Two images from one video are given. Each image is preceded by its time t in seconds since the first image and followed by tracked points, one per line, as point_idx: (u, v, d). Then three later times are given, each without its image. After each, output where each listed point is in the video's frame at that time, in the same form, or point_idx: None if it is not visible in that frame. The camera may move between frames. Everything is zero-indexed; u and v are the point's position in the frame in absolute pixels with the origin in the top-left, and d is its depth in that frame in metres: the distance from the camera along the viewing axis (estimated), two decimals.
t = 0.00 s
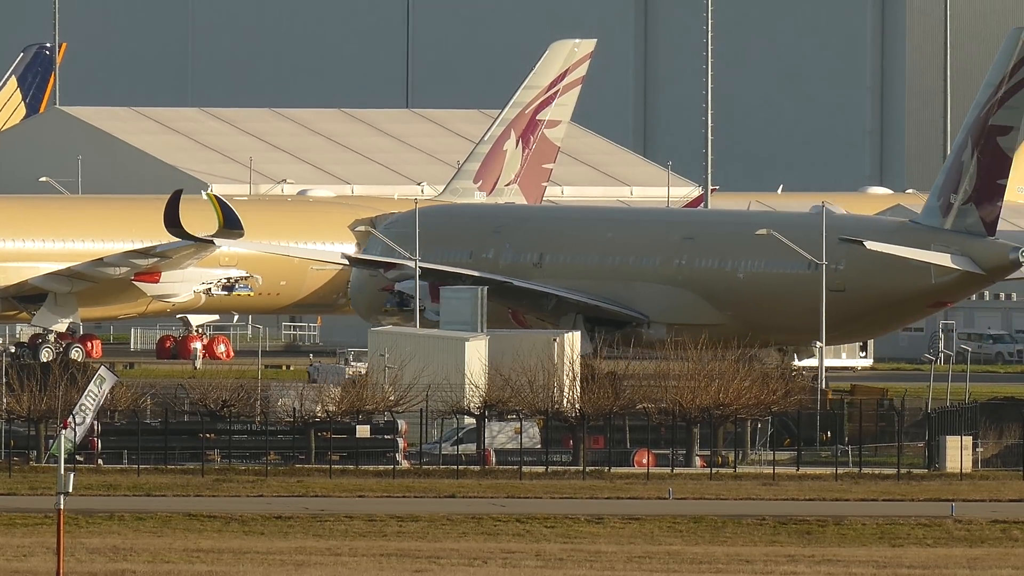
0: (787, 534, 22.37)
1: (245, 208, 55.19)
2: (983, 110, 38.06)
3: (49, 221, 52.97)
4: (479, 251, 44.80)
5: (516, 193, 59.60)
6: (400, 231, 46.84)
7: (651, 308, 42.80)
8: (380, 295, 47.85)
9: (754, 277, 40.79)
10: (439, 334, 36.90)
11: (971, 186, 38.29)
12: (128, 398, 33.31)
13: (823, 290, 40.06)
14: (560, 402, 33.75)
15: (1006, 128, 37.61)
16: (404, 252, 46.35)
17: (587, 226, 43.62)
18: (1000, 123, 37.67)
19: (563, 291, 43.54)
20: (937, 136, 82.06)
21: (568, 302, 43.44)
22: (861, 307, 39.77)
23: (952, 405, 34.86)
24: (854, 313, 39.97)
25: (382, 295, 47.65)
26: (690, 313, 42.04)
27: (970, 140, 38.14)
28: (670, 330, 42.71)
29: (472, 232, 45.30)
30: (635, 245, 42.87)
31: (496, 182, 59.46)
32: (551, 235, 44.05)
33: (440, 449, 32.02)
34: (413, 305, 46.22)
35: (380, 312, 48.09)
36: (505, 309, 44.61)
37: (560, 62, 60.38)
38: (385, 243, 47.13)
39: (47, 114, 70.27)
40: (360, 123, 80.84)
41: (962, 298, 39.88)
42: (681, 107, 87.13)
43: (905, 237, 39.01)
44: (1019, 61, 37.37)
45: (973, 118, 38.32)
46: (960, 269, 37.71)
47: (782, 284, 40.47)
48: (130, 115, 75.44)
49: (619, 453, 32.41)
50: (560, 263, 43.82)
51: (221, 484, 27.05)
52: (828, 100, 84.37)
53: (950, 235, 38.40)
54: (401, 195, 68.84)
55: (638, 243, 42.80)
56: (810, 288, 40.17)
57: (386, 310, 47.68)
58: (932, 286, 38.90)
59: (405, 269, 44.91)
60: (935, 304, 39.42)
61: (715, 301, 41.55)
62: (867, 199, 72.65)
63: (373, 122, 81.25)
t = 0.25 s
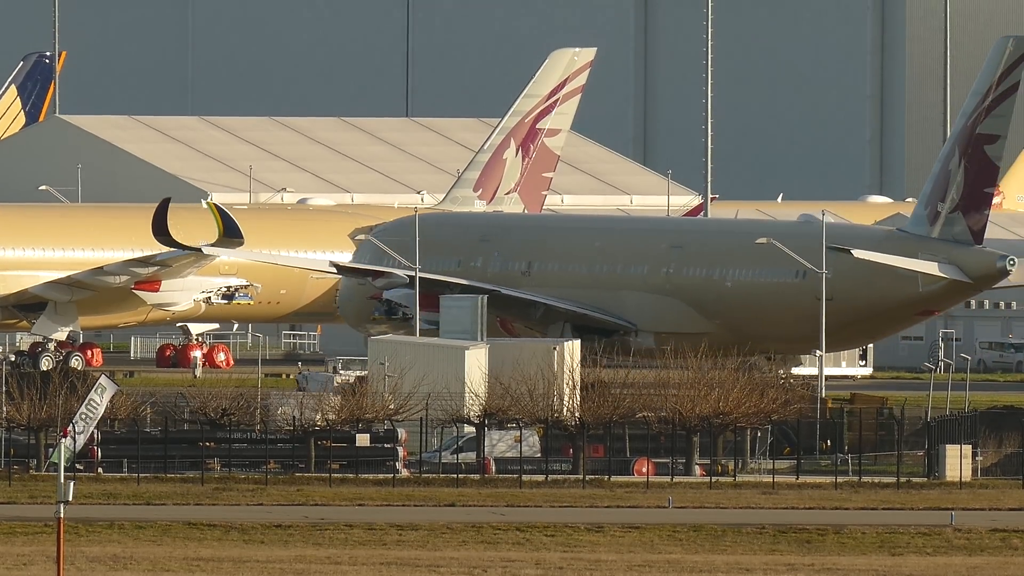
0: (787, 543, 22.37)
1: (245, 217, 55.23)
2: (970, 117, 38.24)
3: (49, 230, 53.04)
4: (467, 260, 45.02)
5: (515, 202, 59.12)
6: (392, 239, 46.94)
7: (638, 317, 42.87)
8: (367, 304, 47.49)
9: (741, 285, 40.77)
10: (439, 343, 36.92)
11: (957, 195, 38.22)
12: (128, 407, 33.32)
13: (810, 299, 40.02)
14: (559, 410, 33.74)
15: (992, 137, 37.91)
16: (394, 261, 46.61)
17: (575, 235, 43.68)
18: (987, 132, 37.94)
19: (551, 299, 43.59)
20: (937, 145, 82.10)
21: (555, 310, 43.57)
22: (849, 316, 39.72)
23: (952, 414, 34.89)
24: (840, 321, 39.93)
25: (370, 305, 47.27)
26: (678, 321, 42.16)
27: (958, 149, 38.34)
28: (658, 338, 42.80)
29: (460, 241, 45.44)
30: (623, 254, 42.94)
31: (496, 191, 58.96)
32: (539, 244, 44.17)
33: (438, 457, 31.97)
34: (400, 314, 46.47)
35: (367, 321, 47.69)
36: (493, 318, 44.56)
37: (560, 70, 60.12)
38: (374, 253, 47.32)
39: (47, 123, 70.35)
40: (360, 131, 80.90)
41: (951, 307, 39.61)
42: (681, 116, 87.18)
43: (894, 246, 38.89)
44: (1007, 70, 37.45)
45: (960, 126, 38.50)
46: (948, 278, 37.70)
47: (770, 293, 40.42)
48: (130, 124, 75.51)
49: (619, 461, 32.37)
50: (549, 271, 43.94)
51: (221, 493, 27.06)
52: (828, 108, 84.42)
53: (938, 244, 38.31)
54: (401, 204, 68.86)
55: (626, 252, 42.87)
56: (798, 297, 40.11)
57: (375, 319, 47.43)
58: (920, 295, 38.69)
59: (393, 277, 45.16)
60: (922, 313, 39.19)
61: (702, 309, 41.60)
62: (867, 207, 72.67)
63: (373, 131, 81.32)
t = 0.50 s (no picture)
0: (786, 551, 22.38)
1: (244, 225, 55.30)
2: (957, 126, 38.17)
3: (48, 238, 53.12)
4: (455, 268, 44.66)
5: (515, 210, 57.90)
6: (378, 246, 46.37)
7: (626, 324, 42.96)
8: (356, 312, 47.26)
9: (728, 293, 40.77)
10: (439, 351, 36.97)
11: (944, 203, 38.22)
12: (128, 415, 33.34)
13: (796, 307, 40.03)
14: (559, 418, 33.73)
15: (979, 144, 37.79)
16: (382, 267, 46.23)
17: (563, 242, 43.56)
18: (975, 140, 37.82)
19: (538, 307, 43.65)
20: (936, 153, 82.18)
21: (542, 318, 43.73)
22: (836, 323, 39.77)
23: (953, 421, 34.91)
24: (826, 329, 39.94)
25: (355, 312, 47.27)
26: (665, 328, 42.17)
27: (945, 157, 38.22)
28: (645, 345, 42.91)
29: (449, 248, 45.03)
30: (609, 262, 42.90)
31: (496, 199, 57.64)
32: (526, 251, 44.03)
33: (439, 465, 31.99)
34: (389, 321, 45.99)
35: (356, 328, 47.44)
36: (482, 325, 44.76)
37: (559, 80, 59.52)
38: (362, 259, 46.90)
39: (46, 131, 70.40)
40: (360, 139, 80.96)
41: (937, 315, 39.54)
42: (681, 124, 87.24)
43: (881, 254, 38.79)
44: (994, 79, 37.42)
45: (947, 133, 38.45)
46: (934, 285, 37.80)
47: (756, 301, 40.37)
48: (130, 132, 75.56)
49: (619, 469, 32.45)
50: (537, 279, 43.85)
51: (220, 501, 27.06)
52: (828, 116, 84.51)
53: (925, 251, 38.38)
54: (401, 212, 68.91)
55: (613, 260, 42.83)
56: (784, 304, 40.10)
57: (363, 326, 47.14)
58: (906, 302, 38.65)
59: (380, 285, 44.83)
60: (908, 321, 39.16)
61: (689, 317, 41.61)
62: (866, 215, 72.72)
63: (373, 138, 81.39)
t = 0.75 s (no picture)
0: (786, 556, 22.39)
1: (244, 230, 55.33)
2: (944, 131, 38.22)
3: (48, 243, 53.17)
4: (443, 273, 45.11)
5: (515, 216, 57.55)
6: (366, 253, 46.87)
7: (613, 329, 42.81)
8: (343, 317, 47.38)
9: (715, 298, 40.67)
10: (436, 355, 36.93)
11: (932, 208, 38.33)
12: (128, 421, 33.32)
13: (783, 312, 39.96)
14: (558, 424, 33.74)
15: (966, 150, 37.93)
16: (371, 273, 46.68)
17: (550, 248, 43.86)
18: (962, 145, 37.93)
19: (526, 312, 43.74)
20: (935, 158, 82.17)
21: (530, 323, 43.67)
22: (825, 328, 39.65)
23: (953, 427, 34.85)
24: (813, 334, 39.86)
25: (343, 317, 47.27)
26: (653, 333, 42.10)
27: (932, 163, 38.44)
28: (633, 351, 42.85)
29: (436, 254, 45.58)
30: (596, 267, 43.00)
31: (495, 204, 57.36)
32: (514, 256, 44.34)
33: (438, 471, 32.00)
34: (377, 325, 46.33)
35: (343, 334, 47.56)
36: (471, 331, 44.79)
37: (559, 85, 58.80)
38: (350, 265, 47.28)
39: (46, 136, 70.43)
40: (360, 145, 80.97)
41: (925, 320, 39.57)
42: (680, 130, 87.23)
43: (870, 258, 38.92)
44: (980, 84, 37.40)
45: (933, 139, 38.53)
46: (921, 291, 37.70)
47: (743, 306, 40.29)
48: (129, 137, 75.60)
49: (619, 474, 32.30)
50: (524, 284, 44.05)
51: (220, 506, 27.04)
52: (827, 121, 84.50)
53: (913, 256, 38.33)
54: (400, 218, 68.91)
55: (600, 265, 42.92)
56: (772, 309, 40.00)
57: (351, 331, 47.23)
58: (894, 307, 38.61)
59: (367, 290, 44.77)
60: (896, 325, 39.12)
61: (677, 322, 41.56)
62: (866, 221, 72.74)
63: (373, 144, 81.43)
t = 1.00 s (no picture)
0: (785, 559, 22.39)
1: (244, 233, 55.35)
2: (932, 133, 37.98)
3: (48, 246, 53.18)
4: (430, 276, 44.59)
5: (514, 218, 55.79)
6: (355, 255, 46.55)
7: (601, 332, 42.75)
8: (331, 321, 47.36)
9: (703, 301, 40.72)
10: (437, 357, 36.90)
11: (919, 211, 38.22)
12: (127, 424, 33.28)
13: (771, 314, 39.99)
14: (558, 427, 33.75)
15: (954, 152, 37.60)
16: (360, 276, 46.24)
17: (538, 251, 43.50)
18: (950, 148, 37.63)
19: (515, 315, 43.51)
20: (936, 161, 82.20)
21: (518, 326, 43.50)
22: (812, 331, 39.72)
23: (953, 430, 34.89)
24: (800, 337, 39.94)
25: (332, 320, 47.15)
26: (641, 336, 42.15)
27: (919, 165, 38.20)
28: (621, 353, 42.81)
29: (423, 256, 45.07)
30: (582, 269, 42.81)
31: (495, 207, 55.67)
32: (500, 259, 43.88)
33: (438, 474, 32.03)
34: (366, 329, 46.13)
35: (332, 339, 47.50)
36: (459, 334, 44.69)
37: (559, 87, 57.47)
38: (339, 267, 46.81)
39: (45, 139, 70.45)
40: (360, 148, 80.98)
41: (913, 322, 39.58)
42: (680, 132, 87.19)
43: (858, 261, 38.96)
44: (968, 87, 37.25)
45: (922, 141, 38.31)
46: (908, 293, 37.58)
47: (730, 309, 40.33)
48: (129, 140, 75.59)
49: (618, 477, 32.31)
50: (513, 287, 43.68)
51: (219, 509, 27.04)
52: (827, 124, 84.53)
53: (900, 259, 38.34)
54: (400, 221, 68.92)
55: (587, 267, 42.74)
56: (760, 313, 40.02)
57: (340, 334, 47.12)
58: (882, 310, 38.76)
59: (355, 293, 44.91)
60: (883, 328, 39.23)
61: (665, 325, 41.61)
62: (866, 224, 72.77)
63: (372, 147, 81.42)
